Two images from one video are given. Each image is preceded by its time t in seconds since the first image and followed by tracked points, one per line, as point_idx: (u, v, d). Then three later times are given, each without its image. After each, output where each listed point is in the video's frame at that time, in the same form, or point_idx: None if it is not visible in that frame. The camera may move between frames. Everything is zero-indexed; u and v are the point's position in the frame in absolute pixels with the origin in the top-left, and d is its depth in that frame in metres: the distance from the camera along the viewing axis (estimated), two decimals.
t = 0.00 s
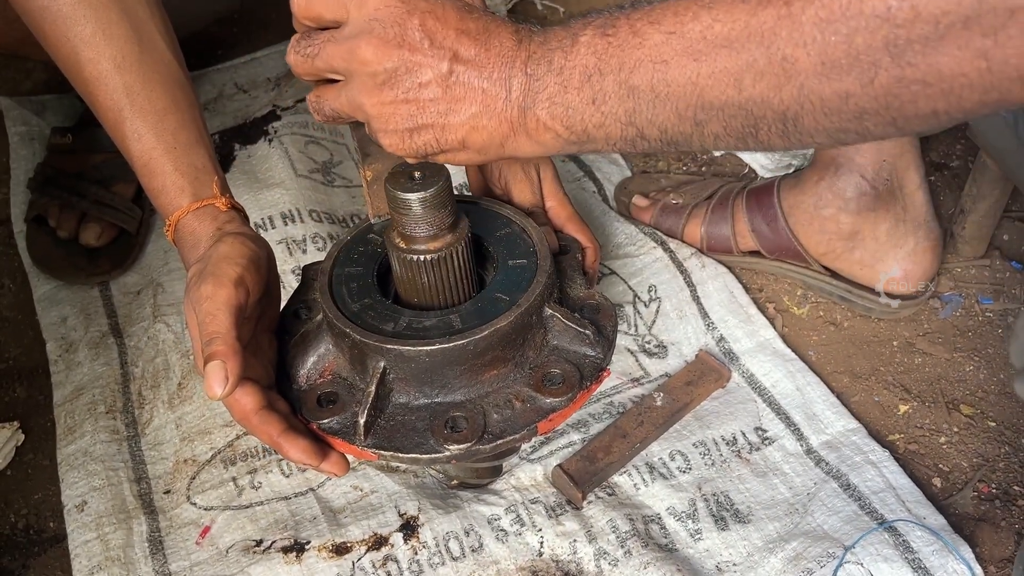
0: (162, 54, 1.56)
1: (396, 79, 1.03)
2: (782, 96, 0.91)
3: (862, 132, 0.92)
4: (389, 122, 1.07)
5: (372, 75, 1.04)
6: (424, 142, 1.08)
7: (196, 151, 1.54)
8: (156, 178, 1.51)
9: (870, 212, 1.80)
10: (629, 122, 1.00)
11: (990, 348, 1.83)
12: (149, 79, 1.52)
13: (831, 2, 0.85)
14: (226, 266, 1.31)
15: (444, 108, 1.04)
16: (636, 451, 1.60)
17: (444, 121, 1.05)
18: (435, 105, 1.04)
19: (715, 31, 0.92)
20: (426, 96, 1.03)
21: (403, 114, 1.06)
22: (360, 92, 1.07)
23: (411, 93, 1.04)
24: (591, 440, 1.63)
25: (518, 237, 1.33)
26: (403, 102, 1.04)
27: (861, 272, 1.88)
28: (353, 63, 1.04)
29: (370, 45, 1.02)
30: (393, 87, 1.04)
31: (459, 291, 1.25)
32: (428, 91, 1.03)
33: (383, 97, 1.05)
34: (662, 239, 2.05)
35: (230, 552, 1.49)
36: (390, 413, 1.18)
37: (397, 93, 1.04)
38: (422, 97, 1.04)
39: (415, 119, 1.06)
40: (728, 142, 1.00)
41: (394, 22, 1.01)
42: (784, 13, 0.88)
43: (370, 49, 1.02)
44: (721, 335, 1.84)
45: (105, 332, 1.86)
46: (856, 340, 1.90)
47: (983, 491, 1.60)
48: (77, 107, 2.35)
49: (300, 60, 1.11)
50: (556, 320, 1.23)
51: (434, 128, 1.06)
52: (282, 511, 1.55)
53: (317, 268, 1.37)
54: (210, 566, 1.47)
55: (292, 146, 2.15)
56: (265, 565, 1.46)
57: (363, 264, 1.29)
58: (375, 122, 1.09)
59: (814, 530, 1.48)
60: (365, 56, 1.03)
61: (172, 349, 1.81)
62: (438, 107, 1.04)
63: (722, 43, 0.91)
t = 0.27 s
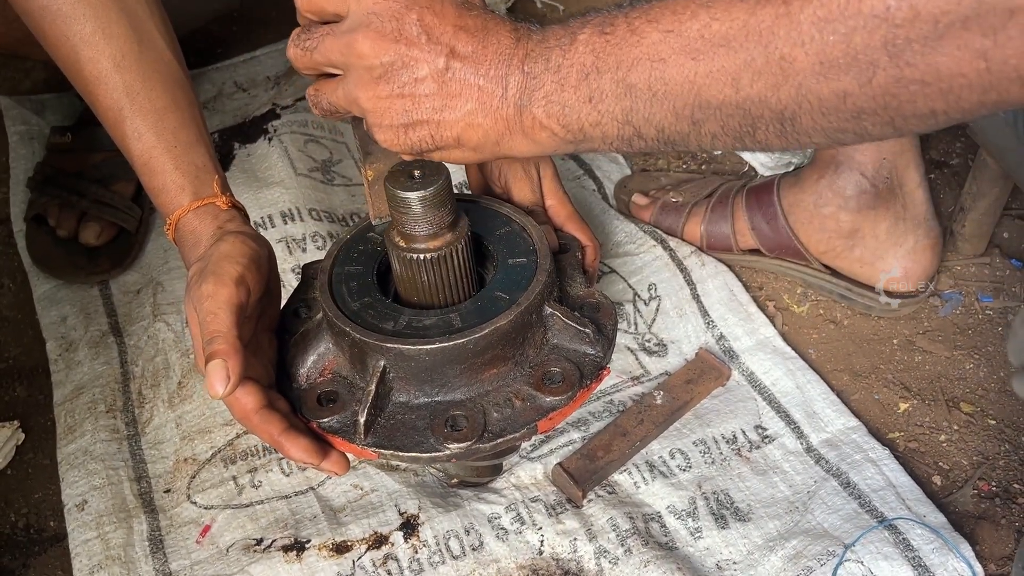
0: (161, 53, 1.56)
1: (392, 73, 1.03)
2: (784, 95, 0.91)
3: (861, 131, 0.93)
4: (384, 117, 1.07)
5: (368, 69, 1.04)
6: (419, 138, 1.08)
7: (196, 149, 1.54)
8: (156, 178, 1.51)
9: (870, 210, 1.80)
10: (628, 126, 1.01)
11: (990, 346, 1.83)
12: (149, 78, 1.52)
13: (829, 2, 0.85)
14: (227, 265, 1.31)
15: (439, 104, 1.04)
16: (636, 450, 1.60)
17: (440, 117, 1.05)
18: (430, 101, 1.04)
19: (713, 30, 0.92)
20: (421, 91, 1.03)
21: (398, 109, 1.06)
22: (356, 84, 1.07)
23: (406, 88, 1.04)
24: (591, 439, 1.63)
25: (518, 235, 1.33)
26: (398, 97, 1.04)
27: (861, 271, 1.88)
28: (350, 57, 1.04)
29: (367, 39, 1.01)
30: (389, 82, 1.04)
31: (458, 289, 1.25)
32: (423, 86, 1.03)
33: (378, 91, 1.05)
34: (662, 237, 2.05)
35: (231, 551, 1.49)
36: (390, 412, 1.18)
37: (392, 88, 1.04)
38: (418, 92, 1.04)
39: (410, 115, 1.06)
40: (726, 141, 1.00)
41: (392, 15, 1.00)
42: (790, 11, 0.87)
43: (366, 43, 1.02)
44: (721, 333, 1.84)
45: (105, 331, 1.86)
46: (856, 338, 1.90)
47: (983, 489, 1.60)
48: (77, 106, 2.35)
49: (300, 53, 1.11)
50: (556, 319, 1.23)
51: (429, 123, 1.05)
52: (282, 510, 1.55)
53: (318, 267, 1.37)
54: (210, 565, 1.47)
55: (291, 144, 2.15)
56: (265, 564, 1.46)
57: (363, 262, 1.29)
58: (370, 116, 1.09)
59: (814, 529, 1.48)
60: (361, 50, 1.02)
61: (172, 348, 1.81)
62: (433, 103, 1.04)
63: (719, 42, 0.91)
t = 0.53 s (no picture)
0: (161, 52, 1.56)
1: (396, 79, 1.03)
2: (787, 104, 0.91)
3: (863, 139, 0.92)
4: (388, 122, 1.07)
5: (373, 75, 1.04)
6: (422, 144, 1.08)
7: (196, 149, 1.54)
8: (156, 177, 1.51)
9: (870, 209, 1.79)
10: (631, 136, 1.01)
11: (990, 345, 1.83)
12: (148, 77, 1.51)
13: (831, 11, 0.84)
14: (227, 264, 1.31)
15: (443, 111, 1.03)
16: (636, 449, 1.60)
17: (444, 124, 1.04)
18: (433, 108, 1.03)
19: (714, 39, 0.91)
20: (426, 98, 1.03)
21: (402, 115, 1.05)
22: (359, 89, 1.06)
23: (410, 94, 1.03)
24: (591, 438, 1.63)
25: (517, 234, 1.32)
26: (402, 102, 1.04)
27: (860, 270, 1.88)
28: (355, 62, 1.04)
29: (372, 45, 1.01)
30: (393, 87, 1.03)
31: (457, 289, 1.24)
32: (428, 93, 1.02)
33: (382, 96, 1.05)
34: (662, 236, 2.05)
35: (230, 550, 1.49)
36: (389, 411, 1.18)
37: (397, 93, 1.04)
38: (422, 99, 1.03)
39: (414, 121, 1.05)
40: (729, 150, 0.99)
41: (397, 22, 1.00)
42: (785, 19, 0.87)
43: (371, 48, 1.01)
44: (721, 332, 1.84)
45: (105, 331, 1.85)
46: (856, 336, 1.90)
47: (983, 488, 1.60)
48: (76, 105, 2.35)
49: (303, 54, 1.10)
50: (556, 318, 1.23)
51: (433, 130, 1.05)
52: (282, 509, 1.55)
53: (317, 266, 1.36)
54: (210, 565, 1.47)
55: (291, 143, 2.15)
56: (265, 563, 1.46)
57: (362, 262, 1.29)
58: (374, 121, 1.08)
59: (814, 528, 1.48)
60: (366, 55, 1.02)
61: (171, 348, 1.81)
62: (437, 110, 1.03)
63: (722, 52, 0.91)
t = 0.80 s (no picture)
0: (160, 49, 1.55)
1: (392, 78, 1.02)
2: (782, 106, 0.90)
3: (855, 140, 0.92)
4: (382, 120, 1.06)
5: (368, 73, 1.03)
6: (417, 143, 1.08)
7: (196, 146, 1.53)
8: (156, 174, 1.51)
9: (870, 207, 1.79)
10: (626, 137, 1.01)
11: (990, 343, 1.83)
12: (148, 74, 1.51)
13: (823, 12, 0.84)
14: (228, 262, 1.31)
15: (438, 110, 1.03)
16: (636, 446, 1.60)
17: (439, 124, 1.04)
18: (429, 107, 1.03)
19: (707, 40, 0.91)
20: (421, 97, 1.03)
21: (397, 114, 1.05)
22: (355, 87, 1.06)
23: (405, 93, 1.03)
24: (591, 436, 1.63)
25: (517, 232, 1.32)
26: (398, 101, 1.04)
27: (860, 267, 1.88)
28: (351, 59, 1.03)
29: (368, 42, 1.01)
30: (388, 86, 1.03)
31: (457, 287, 1.24)
32: (423, 92, 1.02)
33: (377, 95, 1.04)
34: (662, 233, 2.05)
35: (230, 548, 1.49)
36: (389, 409, 1.18)
37: (392, 92, 1.04)
38: (417, 97, 1.03)
39: (409, 120, 1.05)
40: (723, 150, 0.99)
41: (395, 19, 1.00)
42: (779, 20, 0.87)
43: (367, 45, 1.01)
44: (721, 330, 1.84)
45: (104, 329, 1.85)
46: (856, 334, 1.90)
47: (982, 486, 1.60)
48: (75, 103, 2.35)
49: (301, 52, 1.11)
50: (556, 315, 1.23)
51: (427, 128, 1.05)
52: (282, 507, 1.55)
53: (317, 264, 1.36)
54: (210, 563, 1.47)
55: (290, 141, 2.14)
56: (265, 561, 1.46)
57: (361, 260, 1.29)
58: (369, 119, 1.08)
59: (814, 525, 1.48)
60: (363, 53, 1.02)
61: (171, 346, 1.81)
62: (432, 109, 1.03)
63: (715, 52, 0.91)
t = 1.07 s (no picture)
0: (161, 46, 1.55)
1: (381, 72, 1.02)
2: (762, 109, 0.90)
3: (835, 143, 0.92)
4: (372, 114, 1.06)
5: (358, 68, 1.04)
6: (407, 137, 1.07)
7: (197, 144, 1.53)
8: (157, 171, 1.51)
9: (869, 206, 1.79)
10: (612, 136, 1.01)
11: (990, 340, 1.83)
12: (148, 71, 1.51)
13: (803, 19, 0.84)
14: (229, 259, 1.31)
15: (427, 105, 1.03)
16: (636, 444, 1.59)
17: (428, 119, 1.04)
18: (418, 102, 1.03)
19: (692, 41, 0.91)
20: (410, 91, 1.02)
21: (386, 109, 1.05)
22: (345, 82, 1.06)
23: (395, 88, 1.03)
24: (591, 433, 1.63)
25: (517, 230, 1.32)
26: (387, 95, 1.04)
27: (860, 266, 1.88)
28: (342, 54, 1.04)
29: (357, 37, 1.01)
30: (377, 80, 1.03)
31: (457, 284, 1.24)
32: (412, 86, 1.02)
33: (366, 89, 1.04)
34: (662, 231, 2.05)
35: (231, 546, 1.49)
36: (389, 406, 1.18)
37: (381, 86, 1.03)
38: (406, 92, 1.03)
39: (398, 114, 1.05)
40: (705, 150, 0.99)
41: (383, 14, 1.00)
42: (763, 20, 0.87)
43: (356, 41, 1.01)
44: (721, 328, 1.84)
45: (104, 327, 1.85)
46: (856, 332, 1.90)
47: (982, 483, 1.60)
48: (75, 101, 2.35)
49: (296, 46, 1.11)
50: (556, 313, 1.23)
51: (416, 124, 1.05)
52: (282, 505, 1.55)
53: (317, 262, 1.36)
54: (210, 561, 1.47)
55: (290, 140, 2.14)
56: (265, 559, 1.46)
57: (361, 258, 1.29)
58: (358, 113, 1.08)
59: (814, 523, 1.48)
60: (351, 48, 1.02)
61: (171, 344, 1.81)
62: (421, 104, 1.03)
63: (699, 54, 0.91)
